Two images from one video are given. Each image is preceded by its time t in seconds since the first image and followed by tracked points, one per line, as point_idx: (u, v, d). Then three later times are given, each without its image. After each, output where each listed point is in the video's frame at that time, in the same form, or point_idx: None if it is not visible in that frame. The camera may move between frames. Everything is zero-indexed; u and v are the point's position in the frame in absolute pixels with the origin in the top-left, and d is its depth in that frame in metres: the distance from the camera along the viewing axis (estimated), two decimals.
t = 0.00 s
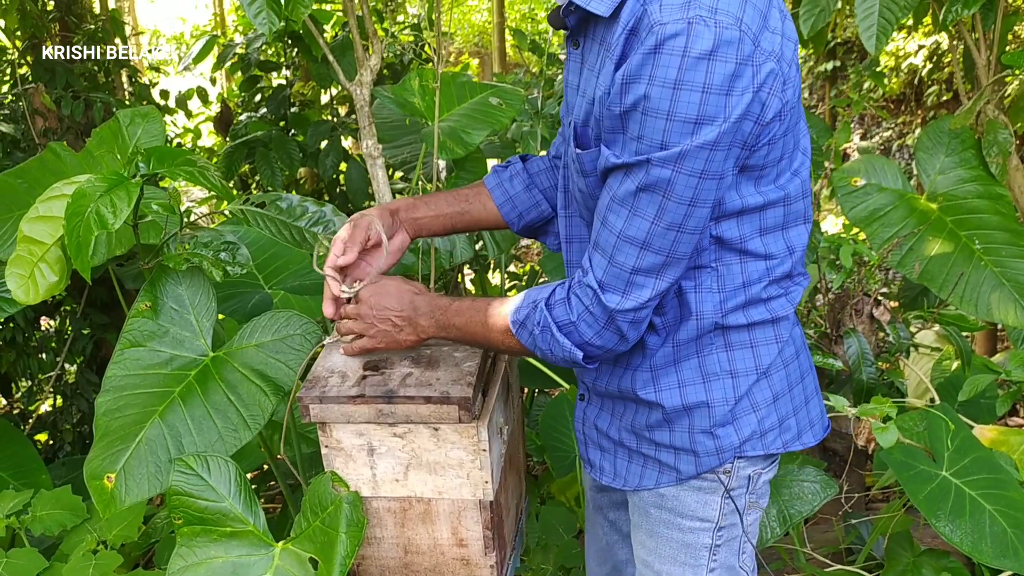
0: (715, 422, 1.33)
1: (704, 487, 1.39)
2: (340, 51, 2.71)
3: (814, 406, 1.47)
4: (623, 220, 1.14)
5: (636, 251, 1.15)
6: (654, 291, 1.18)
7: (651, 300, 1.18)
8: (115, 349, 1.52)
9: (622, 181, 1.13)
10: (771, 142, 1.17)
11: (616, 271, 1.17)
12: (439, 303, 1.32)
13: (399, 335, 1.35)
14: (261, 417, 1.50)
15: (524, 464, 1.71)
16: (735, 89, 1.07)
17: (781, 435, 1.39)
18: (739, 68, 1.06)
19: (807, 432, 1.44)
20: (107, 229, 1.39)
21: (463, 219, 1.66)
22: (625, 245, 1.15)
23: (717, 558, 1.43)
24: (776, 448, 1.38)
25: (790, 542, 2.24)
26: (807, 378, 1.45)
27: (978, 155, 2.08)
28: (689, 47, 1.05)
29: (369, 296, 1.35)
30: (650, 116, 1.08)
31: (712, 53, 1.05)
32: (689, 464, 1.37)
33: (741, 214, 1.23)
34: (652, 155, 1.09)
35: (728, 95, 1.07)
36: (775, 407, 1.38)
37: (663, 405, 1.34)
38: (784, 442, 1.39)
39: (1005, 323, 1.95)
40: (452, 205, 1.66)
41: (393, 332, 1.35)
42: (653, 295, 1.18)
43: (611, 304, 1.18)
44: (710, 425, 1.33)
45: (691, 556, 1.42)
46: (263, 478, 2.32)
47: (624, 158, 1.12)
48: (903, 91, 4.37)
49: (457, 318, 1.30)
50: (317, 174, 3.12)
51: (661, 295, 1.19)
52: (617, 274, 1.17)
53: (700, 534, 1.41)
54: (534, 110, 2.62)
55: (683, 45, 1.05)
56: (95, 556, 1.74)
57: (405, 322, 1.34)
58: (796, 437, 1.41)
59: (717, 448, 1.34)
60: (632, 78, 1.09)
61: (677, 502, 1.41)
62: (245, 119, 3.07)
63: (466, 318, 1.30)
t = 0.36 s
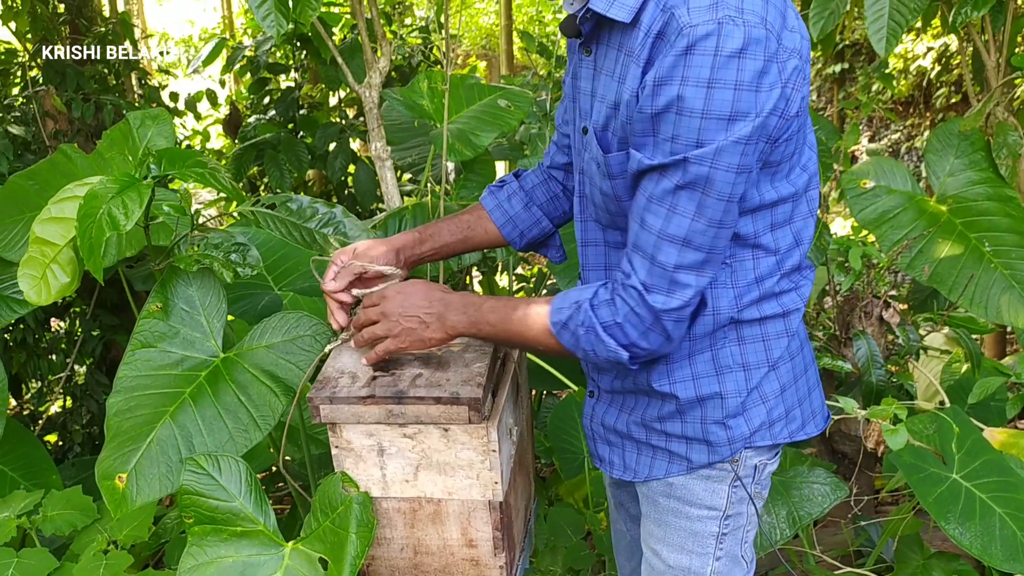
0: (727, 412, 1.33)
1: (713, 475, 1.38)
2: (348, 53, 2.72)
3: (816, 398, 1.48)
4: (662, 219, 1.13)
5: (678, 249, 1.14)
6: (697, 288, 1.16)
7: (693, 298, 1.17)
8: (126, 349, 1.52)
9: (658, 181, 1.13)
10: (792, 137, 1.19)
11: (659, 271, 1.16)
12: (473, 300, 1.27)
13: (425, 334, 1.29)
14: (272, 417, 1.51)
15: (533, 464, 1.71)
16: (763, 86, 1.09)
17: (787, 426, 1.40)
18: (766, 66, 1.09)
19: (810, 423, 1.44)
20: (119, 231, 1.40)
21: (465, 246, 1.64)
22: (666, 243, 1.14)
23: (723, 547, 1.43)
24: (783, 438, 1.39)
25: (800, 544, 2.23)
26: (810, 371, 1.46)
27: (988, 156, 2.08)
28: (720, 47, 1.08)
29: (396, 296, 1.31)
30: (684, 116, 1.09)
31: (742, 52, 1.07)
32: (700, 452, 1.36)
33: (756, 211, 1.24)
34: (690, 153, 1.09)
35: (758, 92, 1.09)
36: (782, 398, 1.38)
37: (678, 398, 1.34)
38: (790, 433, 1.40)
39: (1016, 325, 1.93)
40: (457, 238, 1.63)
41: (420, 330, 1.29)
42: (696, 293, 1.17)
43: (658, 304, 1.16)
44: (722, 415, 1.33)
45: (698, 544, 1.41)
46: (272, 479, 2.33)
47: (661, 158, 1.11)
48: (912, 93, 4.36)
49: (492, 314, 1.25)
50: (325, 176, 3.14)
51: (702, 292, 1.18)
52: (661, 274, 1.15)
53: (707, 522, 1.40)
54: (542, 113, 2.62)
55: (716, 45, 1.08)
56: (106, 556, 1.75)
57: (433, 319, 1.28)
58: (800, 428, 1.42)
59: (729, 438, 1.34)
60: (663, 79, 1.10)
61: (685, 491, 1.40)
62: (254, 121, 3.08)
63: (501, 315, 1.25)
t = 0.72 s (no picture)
0: (755, 408, 1.34)
1: (730, 471, 1.38)
2: (356, 55, 2.72)
3: (827, 390, 1.48)
4: (773, 211, 1.07)
5: (800, 233, 1.08)
6: (832, 266, 1.10)
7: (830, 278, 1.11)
8: (135, 350, 1.54)
9: (749, 180, 1.09)
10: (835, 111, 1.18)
11: (790, 262, 1.09)
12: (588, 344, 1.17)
13: (540, 391, 1.18)
14: (279, 419, 1.51)
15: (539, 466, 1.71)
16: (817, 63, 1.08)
17: (803, 420, 1.40)
18: (815, 45, 1.08)
19: (824, 416, 1.45)
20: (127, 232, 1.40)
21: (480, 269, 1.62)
22: (786, 231, 1.08)
23: (739, 541, 1.43)
24: (801, 431, 1.40)
25: (807, 547, 2.22)
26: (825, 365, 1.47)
27: (996, 158, 2.08)
28: (769, 36, 1.06)
29: (498, 357, 1.16)
30: (757, 109, 1.06)
31: (794, 35, 1.06)
32: (725, 448, 1.36)
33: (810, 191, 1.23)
34: (782, 138, 1.05)
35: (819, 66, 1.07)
36: (800, 392, 1.39)
37: (706, 392, 1.35)
38: (806, 426, 1.41)
39: None
40: (473, 262, 1.62)
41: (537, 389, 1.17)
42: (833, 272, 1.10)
43: (804, 296, 1.08)
44: (750, 411, 1.34)
45: (714, 539, 1.41)
46: (279, 480, 2.33)
47: (750, 154, 1.07)
48: (920, 95, 4.36)
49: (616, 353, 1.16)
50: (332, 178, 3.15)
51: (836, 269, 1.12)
52: (795, 265, 1.09)
53: (723, 518, 1.40)
54: (550, 114, 2.62)
55: (763, 35, 1.06)
56: (114, 555, 1.75)
57: (548, 373, 1.17)
58: (815, 421, 1.43)
59: (754, 434, 1.34)
60: (721, 84, 1.08)
61: (701, 487, 1.40)
62: (262, 123, 3.08)
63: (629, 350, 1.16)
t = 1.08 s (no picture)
0: (776, 409, 1.35)
1: (745, 472, 1.39)
2: (357, 58, 2.72)
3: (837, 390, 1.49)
4: (799, 216, 1.10)
5: (826, 238, 1.10)
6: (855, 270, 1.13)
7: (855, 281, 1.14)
8: (135, 353, 1.54)
9: (776, 187, 1.11)
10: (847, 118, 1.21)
11: (817, 267, 1.11)
12: (617, 374, 1.24)
13: (573, 422, 1.24)
14: (280, 421, 1.51)
15: (541, 468, 1.71)
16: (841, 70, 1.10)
17: (819, 421, 1.42)
18: (839, 52, 1.10)
19: (835, 416, 1.47)
20: (128, 234, 1.41)
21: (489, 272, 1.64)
22: (814, 237, 1.10)
23: (752, 542, 1.43)
24: (817, 432, 1.41)
25: (807, 550, 2.22)
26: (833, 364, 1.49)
27: (997, 161, 2.08)
28: (796, 45, 1.08)
29: (533, 386, 1.23)
30: (785, 116, 1.08)
31: (820, 43, 1.08)
32: (742, 450, 1.36)
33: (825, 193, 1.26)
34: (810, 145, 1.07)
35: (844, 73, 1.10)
36: (816, 393, 1.40)
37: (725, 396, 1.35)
38: (821, 427, 1.42)
39: None
40: (481, 267, 1.63)
41: (569, 419, 1.24)
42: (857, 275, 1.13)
43: (831, 300, 1.11)
44: (768, 412, 1.35)
45: (728, 539, 1.41)
46: (279, 482, 2.34)
47: (777, 162, 1.09)
48: (920, 98, 4.37)
49: (646, 378, 1.21)
50: (333, 180, 3.15)
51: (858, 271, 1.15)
52: (822, 269, 1.11)
53: (738, 518, 1.40)
54: (550, 117, 2.62)
55: (792, 42, 1.08)
56: (114, 558, 1.75)
57: (580, 403, 1.24)
58: (828, 422, 1.44)
59: (773, 435, 1.35)
60: (749, 91, 1.10)
61: (716, 488, 1.40)
62: (263, 125, 3.08)
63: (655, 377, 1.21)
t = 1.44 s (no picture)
0: (782, 414, 1.35)
1: (752, 475, 1.39)
2: (358, 60, 2.73)
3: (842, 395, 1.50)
4: (800, 225, 1.10)
5: (825, 248, 1.11)
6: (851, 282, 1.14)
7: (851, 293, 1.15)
8: (137, 355, 1.54)
9: (779, 194, 1.11)
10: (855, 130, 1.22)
11: (814, 276, 1.12)
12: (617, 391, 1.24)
13: (572, 436, 1.23)
14: (282, 423, 1.52)
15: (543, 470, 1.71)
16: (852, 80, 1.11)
17: (825, 425, 1.42)
18: (851, 62, 1.10)
19: (841, 420, 1.47)
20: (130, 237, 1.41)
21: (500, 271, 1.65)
22: (811, 247, 1.11)
23: (758, 545, 1.44)
24: (823, 435, 1.42)
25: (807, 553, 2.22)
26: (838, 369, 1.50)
27: (997, 165, 2.09)
28: (811, 53, 1.08)
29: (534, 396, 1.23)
30: (792, 124, 1.09)
31: (833, 52, 1.08)
32: (749, 453, 1.37)
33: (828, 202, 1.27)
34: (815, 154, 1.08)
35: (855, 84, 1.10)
36: (822, 397, 1.40)
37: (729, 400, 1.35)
38: (827, 431, 1.43)
39: None
40: (492, 267, 1.64)
41: (567, 432, 1.23)
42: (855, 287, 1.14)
43: (825, 309, 1.12)
44: (775, 416, 1.35)
45: (735, 542, 1.41)
46: (279, 485, 2.34)
47: (780, 169, 1.10)
48: (920, 101, 4.39)
49: (642, 395, 1.22)
50: (334, 183, 3.15)
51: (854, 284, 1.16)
52: (817, 278, 1.12)
53: (745, 521, 1.41)
54: (551, 120, 2.62)
55: (806, 50, 1.08)
56: (114, 561, 1.76)
57: (579, 419, 1.23)
58: (834, 425, 1.45)
59: (778, 439, 1.36)
60: (760, 96, 1.10)
61: (723, 491, 1.41)
62: (264, 128, 3.09)
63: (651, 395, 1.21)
